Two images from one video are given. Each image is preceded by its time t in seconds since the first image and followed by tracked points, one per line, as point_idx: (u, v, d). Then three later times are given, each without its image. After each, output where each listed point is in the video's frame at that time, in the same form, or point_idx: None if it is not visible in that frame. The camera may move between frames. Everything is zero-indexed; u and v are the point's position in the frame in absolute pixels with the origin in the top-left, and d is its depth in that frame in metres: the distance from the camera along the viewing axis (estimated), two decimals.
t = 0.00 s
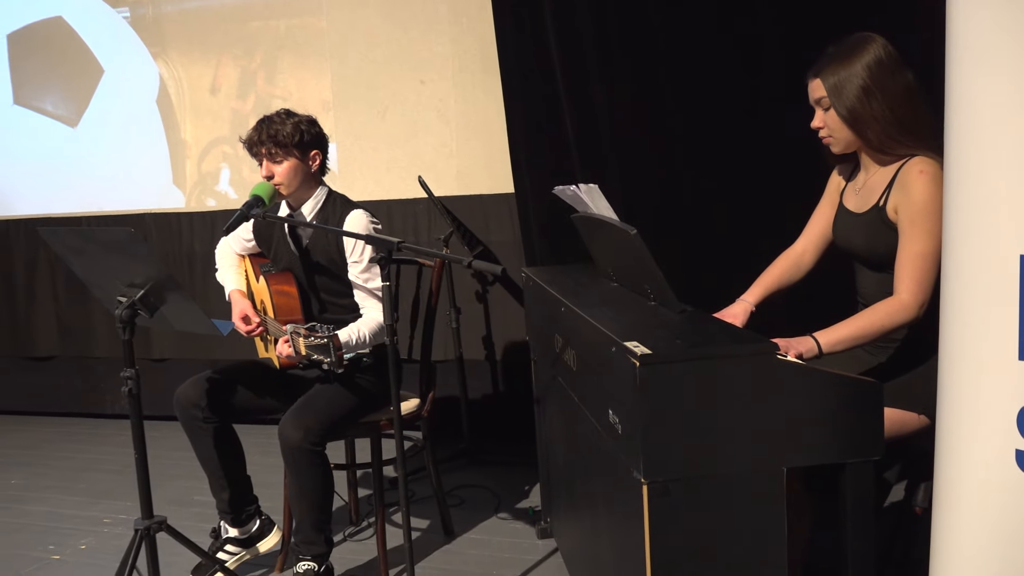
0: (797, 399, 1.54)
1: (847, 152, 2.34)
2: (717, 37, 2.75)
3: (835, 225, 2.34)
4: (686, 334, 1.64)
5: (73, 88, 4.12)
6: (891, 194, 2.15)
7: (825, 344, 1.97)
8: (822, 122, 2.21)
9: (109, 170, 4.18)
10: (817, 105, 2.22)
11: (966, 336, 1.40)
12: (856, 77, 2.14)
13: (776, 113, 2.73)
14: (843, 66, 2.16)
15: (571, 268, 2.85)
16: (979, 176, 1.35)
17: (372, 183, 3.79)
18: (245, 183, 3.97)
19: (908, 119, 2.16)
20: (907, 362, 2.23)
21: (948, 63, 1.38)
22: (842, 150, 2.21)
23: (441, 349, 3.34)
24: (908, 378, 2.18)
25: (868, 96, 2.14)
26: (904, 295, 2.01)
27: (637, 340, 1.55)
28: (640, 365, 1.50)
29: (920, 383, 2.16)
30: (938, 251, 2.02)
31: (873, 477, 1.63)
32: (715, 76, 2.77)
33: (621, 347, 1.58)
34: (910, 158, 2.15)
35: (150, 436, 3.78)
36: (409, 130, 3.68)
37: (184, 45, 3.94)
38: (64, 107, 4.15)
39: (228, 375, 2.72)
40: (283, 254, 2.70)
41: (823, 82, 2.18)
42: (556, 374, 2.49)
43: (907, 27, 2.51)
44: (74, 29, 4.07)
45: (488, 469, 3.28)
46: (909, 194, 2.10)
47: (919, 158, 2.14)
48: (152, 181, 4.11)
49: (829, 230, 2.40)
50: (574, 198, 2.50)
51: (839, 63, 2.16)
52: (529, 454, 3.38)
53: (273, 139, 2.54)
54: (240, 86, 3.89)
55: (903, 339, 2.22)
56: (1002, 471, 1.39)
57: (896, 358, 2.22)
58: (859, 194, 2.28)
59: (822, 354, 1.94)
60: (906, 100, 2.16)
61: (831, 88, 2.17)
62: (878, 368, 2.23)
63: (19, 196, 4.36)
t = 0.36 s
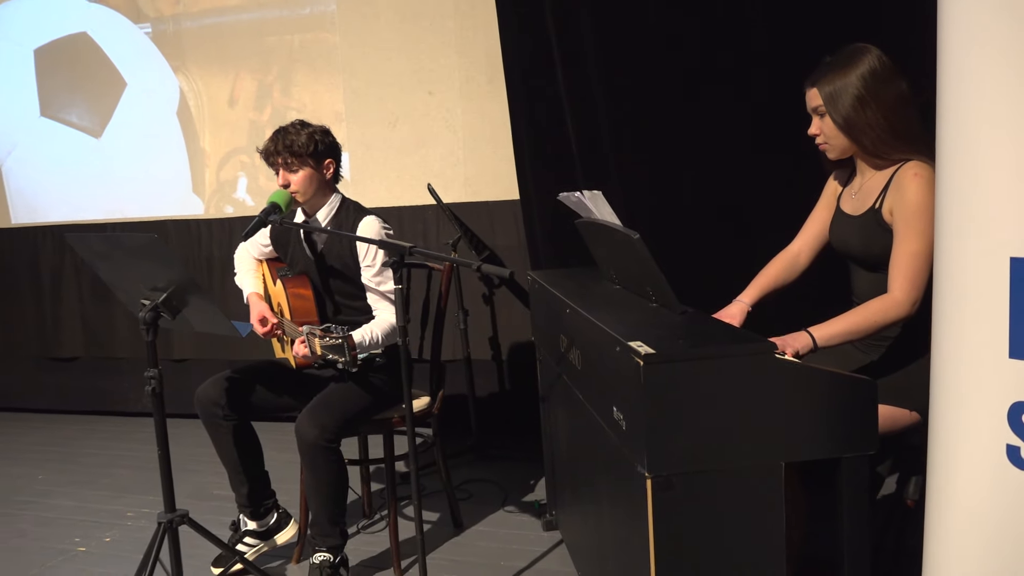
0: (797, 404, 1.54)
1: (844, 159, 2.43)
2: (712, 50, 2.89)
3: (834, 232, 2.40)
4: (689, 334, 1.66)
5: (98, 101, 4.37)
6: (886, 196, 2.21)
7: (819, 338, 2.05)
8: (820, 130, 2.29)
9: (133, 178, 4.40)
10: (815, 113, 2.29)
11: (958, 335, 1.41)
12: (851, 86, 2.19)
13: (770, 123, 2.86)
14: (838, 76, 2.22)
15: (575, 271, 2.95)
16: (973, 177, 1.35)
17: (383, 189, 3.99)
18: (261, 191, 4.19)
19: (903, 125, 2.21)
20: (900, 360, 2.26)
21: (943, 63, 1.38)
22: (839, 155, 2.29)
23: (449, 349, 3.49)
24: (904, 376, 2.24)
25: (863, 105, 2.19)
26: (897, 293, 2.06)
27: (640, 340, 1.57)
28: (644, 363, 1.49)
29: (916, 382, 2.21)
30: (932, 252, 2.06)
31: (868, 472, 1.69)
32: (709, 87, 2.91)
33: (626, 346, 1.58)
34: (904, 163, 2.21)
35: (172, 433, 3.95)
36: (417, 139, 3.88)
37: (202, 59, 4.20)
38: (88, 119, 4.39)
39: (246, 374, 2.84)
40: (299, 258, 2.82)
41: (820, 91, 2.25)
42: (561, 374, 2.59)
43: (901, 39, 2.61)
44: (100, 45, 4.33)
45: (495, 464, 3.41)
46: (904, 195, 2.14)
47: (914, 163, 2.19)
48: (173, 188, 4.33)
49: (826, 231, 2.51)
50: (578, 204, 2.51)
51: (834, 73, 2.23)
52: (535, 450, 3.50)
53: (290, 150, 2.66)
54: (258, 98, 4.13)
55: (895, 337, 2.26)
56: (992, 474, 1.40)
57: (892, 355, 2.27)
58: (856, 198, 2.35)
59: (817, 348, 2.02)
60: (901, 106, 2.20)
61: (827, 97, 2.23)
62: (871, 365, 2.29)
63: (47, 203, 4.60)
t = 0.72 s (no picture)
0: (796, 399, 1.62)
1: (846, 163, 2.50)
2: (712, 59, 2.99)
3: (836, 232, 2.49)
4: (692, 334, 1.70)
5: (120, 109, 4.49)
6: (889, 199, 2.28)
7: (820, 336, 2.11)
8: (823, 134, 2.34)
9: (152, 183, 4.52)
10: (819, 118, 2.34)
11: (956, 337, 1.38)
12: (855, 93, 2.24)
13: (770, 129, 2.96)
14: (842, 83, 2.27)
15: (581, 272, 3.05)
16: (969, 174, 1.32)
17: (395, 194, 4.11)
18: (278, 195, 4.31)
19: (904, 130, 2.27)
20: (899, 356, 2.32)
21: (942, 59, 1.35)
22: (842, 159, 2.35)
23: (460, 347, 3.63)
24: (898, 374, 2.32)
25: (866, 111, 2.24)
26: (896, 292, 2.13)
27: (647, 338, 1.65)
28: (652, 361, 1.57)
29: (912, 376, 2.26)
30: (929, 254, 2.14)
31: (868, 464, 1.70)
32: (711, 93, 3.01)
33: (635, 346, 1.64)
34: (907, 168, 2.28)
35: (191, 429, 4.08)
36: (428, 146, 3.99)
37: (221, 67, 4.32)
38: (110, 126, 4.52)
39: (265, 370, 2.95)
40: (315, 259, 2.94)
41: (824, 98, 2.30)
42: (569, 372, 2.68)
43: (898, 47, 2.70)
44: (122, 56, 4.47)
45: (504, 458, 3.52)
46: (906, 197, 2.21)
47: (916, 167, 2.26)
48: (191, 192, 4.45)
49: (827, 233, 2.59)
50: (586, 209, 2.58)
51: (839, 80, 2.27)
52: (543, 446, 3.59)
53: (305, 154, 2.77)
54: (274, 105, 4.24)
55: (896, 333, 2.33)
56: (990, 480, 1.35)
57: (890, 351, 2.33)
58: (859, 200, 2.43)
59: (817, 346, 2.09)
60: (903, 112, 2.26)
61: (831, 103, 2.28)
62: (870, 361, 2.35)
63: (70, 207, 4.73)
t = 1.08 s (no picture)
0: (798, 401, 1.63)
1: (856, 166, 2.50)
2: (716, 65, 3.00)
3: (846, 234, 2.50)
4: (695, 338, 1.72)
5: (127, 114, 4.53)
6: (901, 203, 2.29)
7: (824, 339, 2.13)
8: (836, 137, 2.36)
9: (159, 187, 4.56)
10: (832, 122, 2.36)
11: (960, 338, 1.39)
12: (870, 98, 2.26)
13: (773, 134, 2.98)
14: (857, 88, 2.28)
15: (584, 276, 3.07)
16: (973, 179, 1.33)
17: (400, 198, 4.13)
18: (283, 199, 4.34)
19: (915, 137, 2.30)
20: (906, 360, 2.33)
21: (945, 63, 1.36)
22: (852, 163, 2.37)
23: (465, 349, 3.67)
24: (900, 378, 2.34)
25: (880, 117, 2.26)
26: (903, 291, 2.14)
27: (653, 342, 1.66)
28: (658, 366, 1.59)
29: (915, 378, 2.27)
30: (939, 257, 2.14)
31: (871, 469, 1.71)
32: (714, 98, 3.03)
33: (642, 349, 1.66)
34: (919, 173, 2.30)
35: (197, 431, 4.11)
36: (433, 150, 4.02)
37: (227, 73, 4.35)
38: (118, 130, 4.56)
39: (271, 373, 2.98)
40: (321, 263, 2.96)
41: (839, 101, 2.32)
42: (573, 374, 2.70)
43: (901, 54, 2.72)
44: (129, 61, 4.51)
45: (508, 460, 3.54)
46: (918, 201, 2.21)
47: (928, 172, 2.28)
48: (198, 196, 4.49)
49: (835, 233, 2.58)
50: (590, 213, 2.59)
51: (854, 85, 2.29)
52: (546, 448, 3.62)
53: (311, 158, 2.79)
54: (280, 110, 4.28)
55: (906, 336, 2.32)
56: (993, 480, 1.37)
57: (896, 354, 2.34)
58: (870, 204, 2.43)
59: (821, 349, 2.10)
60: (915, 119, 2.28)
61: (845, 107, 2.30)
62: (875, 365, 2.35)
63: (77, 210, 4.76)
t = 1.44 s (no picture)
0: (802, 400, 1.63)
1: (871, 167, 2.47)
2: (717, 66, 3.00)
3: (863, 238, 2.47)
4: (700, 338, 1.72)
5: (128, 115, 4.54)
6: (916, 202, 2.28)
7: (818, 317, 2.17)
8: (855, 136, 2.35)
9: (160, 187, 4.56)
10: (855, 120, 2.34)
11: (962, 339, 1.38)
12: (898, 100, 2.24)
13: (775, 135, 2.96)
14: (885, 88, 2.26)
15: (585, 276, 3.07)
16: (975, 180, 1.32)
17: (401, 198, 4.13)
18: (284, 199, 4.34)
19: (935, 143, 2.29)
20: (911, 352, 2.35)
21: (947, 65, 1.36)
22: (868, 163, 2.35)
23: (466, 349, 3.67)
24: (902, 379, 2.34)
25: (905, 122, 2.25)
26: (901, 281, 2.15)
27: (654, 342, 1.66)
28: (659, 366, 1.58)
29: (919, 378, 2.26)
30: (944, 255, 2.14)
31: (873, 468, 1.72)
32: (715, 100, 3.03)
33: (642, 349, 1.66)
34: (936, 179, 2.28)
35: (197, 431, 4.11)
36: (434, 150, 4.02)
37: (228, 73, 4.35)
38: (119, 130, 4.56)
39: (271, 373, 2.97)
40: (322, 262, 2.96)
41: (865, 99, 2.29)
42: (574, 374, 2.69)
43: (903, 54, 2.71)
44: (130, 61, 4.51)
45: (508, 461, 3.54)
46: (932, 201, 2.20)
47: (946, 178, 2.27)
48: (199, 196, 4.49)
49: (852, 227, 2.55)
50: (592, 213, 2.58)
51: (881, 85, 2.26)
52: (546, 448, 3.61)
53: (313, 157, 2.79)
54: (281, 110, 4.28)
55: (908, 331, 2.33)
56: (999, 482, 1.36)
57: (898, 348, 2.35)
58: (886, 206, 2.40)
59: (815, 326, 2.15)
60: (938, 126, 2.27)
61: (870, 105, 2.27)
62: (874, 359, 2.37)
63: (79, 210, 4.77)
